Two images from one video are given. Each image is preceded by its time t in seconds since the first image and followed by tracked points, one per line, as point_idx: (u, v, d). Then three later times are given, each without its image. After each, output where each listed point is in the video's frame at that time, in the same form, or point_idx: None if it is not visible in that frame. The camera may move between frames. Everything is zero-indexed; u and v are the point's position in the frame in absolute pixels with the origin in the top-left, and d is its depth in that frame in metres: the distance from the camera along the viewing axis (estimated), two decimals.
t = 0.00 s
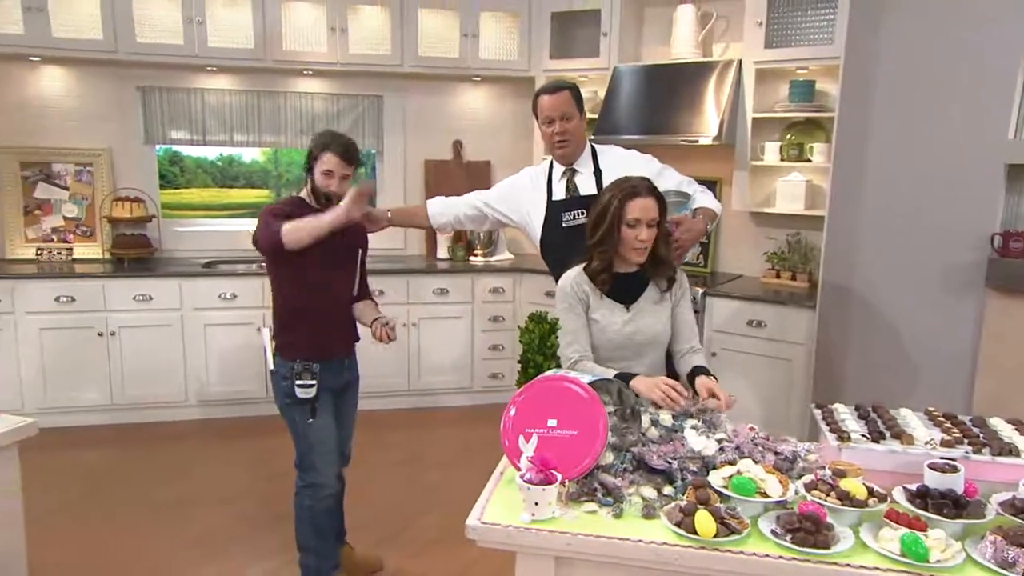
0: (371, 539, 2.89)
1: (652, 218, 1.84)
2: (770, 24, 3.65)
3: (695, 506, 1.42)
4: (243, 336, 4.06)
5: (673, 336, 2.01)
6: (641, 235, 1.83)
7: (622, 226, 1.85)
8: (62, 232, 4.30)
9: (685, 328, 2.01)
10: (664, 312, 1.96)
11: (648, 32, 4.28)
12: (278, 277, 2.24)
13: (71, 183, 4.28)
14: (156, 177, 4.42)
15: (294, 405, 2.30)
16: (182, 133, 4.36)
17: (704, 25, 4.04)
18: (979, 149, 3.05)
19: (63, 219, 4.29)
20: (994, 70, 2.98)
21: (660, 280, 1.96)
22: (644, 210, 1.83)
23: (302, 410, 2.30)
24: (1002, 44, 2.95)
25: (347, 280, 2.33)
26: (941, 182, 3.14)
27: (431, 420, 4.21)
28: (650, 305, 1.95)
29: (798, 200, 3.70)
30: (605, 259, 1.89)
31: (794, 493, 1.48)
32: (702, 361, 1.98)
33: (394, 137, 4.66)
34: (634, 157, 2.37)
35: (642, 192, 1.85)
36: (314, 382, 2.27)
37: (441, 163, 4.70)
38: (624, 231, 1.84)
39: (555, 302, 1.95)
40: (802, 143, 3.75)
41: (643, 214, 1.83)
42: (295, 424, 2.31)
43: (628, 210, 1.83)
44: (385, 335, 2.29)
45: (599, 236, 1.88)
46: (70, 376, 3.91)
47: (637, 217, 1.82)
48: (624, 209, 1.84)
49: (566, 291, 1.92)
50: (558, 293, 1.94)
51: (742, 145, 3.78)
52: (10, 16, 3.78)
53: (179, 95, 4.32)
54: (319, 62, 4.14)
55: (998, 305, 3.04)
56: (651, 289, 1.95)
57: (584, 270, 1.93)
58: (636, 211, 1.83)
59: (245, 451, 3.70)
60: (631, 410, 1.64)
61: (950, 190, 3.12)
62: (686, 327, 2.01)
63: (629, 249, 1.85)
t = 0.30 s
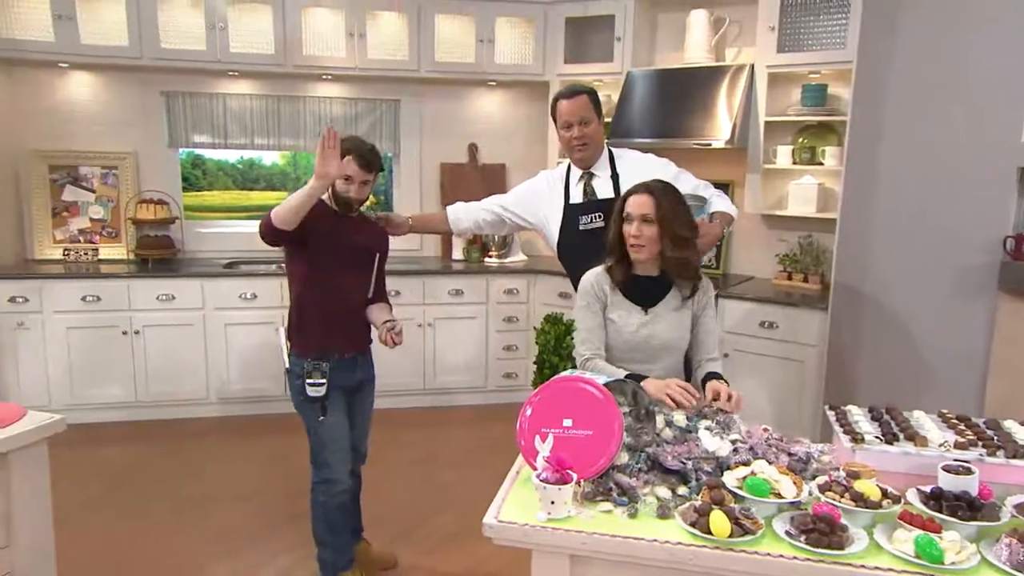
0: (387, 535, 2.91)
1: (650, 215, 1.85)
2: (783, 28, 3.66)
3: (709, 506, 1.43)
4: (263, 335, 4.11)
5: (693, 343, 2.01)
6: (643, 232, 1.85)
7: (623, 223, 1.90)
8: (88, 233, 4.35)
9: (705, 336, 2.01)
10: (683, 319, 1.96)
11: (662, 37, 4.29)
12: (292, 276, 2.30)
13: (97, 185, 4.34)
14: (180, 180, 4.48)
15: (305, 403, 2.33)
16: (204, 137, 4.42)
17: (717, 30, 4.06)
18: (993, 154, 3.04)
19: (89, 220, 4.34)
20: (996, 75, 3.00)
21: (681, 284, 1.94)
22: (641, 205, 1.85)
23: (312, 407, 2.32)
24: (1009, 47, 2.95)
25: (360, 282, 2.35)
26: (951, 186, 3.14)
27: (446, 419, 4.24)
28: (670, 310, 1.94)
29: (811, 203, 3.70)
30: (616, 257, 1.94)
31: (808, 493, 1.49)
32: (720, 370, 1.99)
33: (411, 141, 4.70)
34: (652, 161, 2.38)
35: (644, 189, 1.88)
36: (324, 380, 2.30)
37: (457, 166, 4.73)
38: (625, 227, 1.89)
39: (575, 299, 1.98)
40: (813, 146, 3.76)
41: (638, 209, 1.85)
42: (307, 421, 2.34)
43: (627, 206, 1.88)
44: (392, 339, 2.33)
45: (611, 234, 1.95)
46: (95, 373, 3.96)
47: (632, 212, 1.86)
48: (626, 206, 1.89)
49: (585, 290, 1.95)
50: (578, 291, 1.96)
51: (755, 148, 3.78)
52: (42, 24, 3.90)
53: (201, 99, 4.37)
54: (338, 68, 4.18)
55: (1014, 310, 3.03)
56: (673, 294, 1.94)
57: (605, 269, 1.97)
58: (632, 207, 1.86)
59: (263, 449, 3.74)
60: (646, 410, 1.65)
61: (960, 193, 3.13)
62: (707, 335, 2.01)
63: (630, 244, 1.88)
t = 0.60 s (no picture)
0: (396, 533, 2.94)
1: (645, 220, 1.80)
2: (788, 33, 3.69)
3: (714, 505, 1.46)
4: (274, 334, 4.15)
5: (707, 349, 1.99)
6: (637, 235, 1.83)
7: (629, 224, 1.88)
8: (106, 235, 4.40)
9: (720, 343, 1.97)
10: (690, 325, 1.94)
11: (668, 41, 4.32)
12: (298, 276, 2.34)
13: (115, 188, 4.39)
14: (194, 182, 4.53)
15: (311, 402, 2.37)
16: (219, 140, 4.47)
17: (722, 35, 4.08)
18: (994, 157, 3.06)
19: (106, 222, 4.39)
20: (996, 75, 3.01)
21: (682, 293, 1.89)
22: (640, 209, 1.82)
23: (316, 405, 2.36)
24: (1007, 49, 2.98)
25: (366, 283, 2.39)
26: (952, 185, 3.16)
27: (456, 417, 4.27)
28: (677, 317, 1.93)
29: (814, 206, 3.72)
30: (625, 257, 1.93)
31: (812, 493, 1.51)
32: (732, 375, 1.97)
33: (421, 143, 4.74)
34: (670, 166, 2.40)
35: (650, 192, 1.83)
36: (329, 379, 2.32)
37: (465, 168, 4.77)
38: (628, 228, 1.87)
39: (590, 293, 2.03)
40: (818, 149, 3.78)
41: (636, 213, 1.82)
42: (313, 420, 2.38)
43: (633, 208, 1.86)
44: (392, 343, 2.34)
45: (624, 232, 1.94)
46: (113, 370, 4.01)
47: (632, 214, 1.84)
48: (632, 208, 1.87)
49: (596, 287, 1.99)
50: (592, 287, 2.01)
51: (759, 151, 3.81)
52: (63, 30, 3.98)
53: (216, 103, 4.42)
54: (348, 72, 4.22)
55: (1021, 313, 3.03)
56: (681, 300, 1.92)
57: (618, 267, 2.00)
58: (634, 210, 1.84)
59: (275, 446, 3.78)
60: (652, 410, 1.66)
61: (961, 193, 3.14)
62: (720, 343, 1.97)
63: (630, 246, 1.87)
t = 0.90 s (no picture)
0: (402, 530, 2.97)
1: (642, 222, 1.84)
2: (789, 38, 3.71)
3: (716, 503, 1.48)
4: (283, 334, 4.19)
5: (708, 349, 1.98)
6: (636, 237, 1.86)
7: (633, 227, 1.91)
8: (119, 236, 4.44)
9: (720, 345, 1.97)
10: (688, 326, 1.94)
11: (670, 46, 4.34)
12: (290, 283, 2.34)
13: (129, 191, 4.42)
14: (205, 183, 4.57)
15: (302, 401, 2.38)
16: (230, 143, 4.51)
17: (724, 39, 4.11)
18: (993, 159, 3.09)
19: (120, 225, 4.42)
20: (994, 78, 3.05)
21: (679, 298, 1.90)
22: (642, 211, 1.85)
23: (308, 404, 2.37)
24: (1009, 51, 3.00)
25: (357, 285, 2.43)
26: (952, 185, 3.18)
27: (461, 416, 4.30)
28: (675, 317, 1.94)
29: (814, 208, 3.73)
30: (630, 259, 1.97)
31: (812, 492, 1.54)
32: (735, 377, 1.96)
33: (427, 146, 4.78)
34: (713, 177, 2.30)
35: (651, 195, 1.86)
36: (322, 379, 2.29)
37: (469, 170, 4.80)
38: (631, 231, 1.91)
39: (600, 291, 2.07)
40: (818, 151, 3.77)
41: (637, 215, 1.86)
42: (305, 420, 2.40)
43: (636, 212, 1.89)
44: (385, 341, 2.43)
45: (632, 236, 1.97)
46: (126, 369, 4.05)
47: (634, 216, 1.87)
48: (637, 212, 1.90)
49: (604, 286, 2.03)
50: (602, 284, 2.04)
51: (760, 154, 3.82)
52: (79, 36, 4.04)
53: (227, 107, 4.47)
54: (355, 76, 4.26)
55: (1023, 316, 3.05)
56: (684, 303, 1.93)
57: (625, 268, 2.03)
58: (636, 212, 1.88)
59: (282, 444, 3.81)
60: (654, 410, 1.71)
61: (962, 192, 3.17)
62: (722, 345, 1.97)
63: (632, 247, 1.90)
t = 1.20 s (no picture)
0: (400, 530, 2.97)
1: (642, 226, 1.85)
2: (786, 40, 3.62)
3: (711, 503, 1.49)
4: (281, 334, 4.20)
5: (703, 350, 1.99)
6: (635, 238, 1.86)
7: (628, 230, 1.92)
8: (118, 237, 4.45)
9: (715, 344, 1.98)
10: (685, 327, 1.94)
11: (667, 47, 4.34)
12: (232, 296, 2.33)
13: (127, 191, 4.44)
14: (204, 183, 4.59)
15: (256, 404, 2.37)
16: (228, 144, 4.52)
17: (720, 41, 4.13)
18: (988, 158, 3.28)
19: (119, 224, 4.44)
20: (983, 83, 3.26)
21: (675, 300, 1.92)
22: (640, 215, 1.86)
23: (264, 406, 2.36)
24: (1006, 52, 3.21)
25: (298, 290, 2.44)
26: (951, 186, 3.37)
27: (459, 416, 4.31)
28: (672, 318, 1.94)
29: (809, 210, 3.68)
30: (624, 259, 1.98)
31: (807, 491, 1.55)
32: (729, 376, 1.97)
33: (425, 147, 4.78)
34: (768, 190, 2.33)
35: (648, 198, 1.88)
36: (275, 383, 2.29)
37: (467, 171, 4.81)
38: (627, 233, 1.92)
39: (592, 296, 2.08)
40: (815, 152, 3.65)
41: (636, 219, 1.86)
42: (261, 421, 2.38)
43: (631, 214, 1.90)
44: (331, 344, 2.51)
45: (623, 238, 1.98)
46: (125, 370, 4.05)
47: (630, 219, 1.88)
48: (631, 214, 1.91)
49: (597, 289, 2.04)
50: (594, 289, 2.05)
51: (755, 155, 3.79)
52: (78, 38, 4.04)
53: (226, 108, 4.48)
54: (354, 77, 4.27)
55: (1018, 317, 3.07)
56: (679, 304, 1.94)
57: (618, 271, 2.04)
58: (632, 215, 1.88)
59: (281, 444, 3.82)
60: (650, 410, 1.71)
61: (959, 193, 3.36)
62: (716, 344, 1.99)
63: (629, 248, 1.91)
